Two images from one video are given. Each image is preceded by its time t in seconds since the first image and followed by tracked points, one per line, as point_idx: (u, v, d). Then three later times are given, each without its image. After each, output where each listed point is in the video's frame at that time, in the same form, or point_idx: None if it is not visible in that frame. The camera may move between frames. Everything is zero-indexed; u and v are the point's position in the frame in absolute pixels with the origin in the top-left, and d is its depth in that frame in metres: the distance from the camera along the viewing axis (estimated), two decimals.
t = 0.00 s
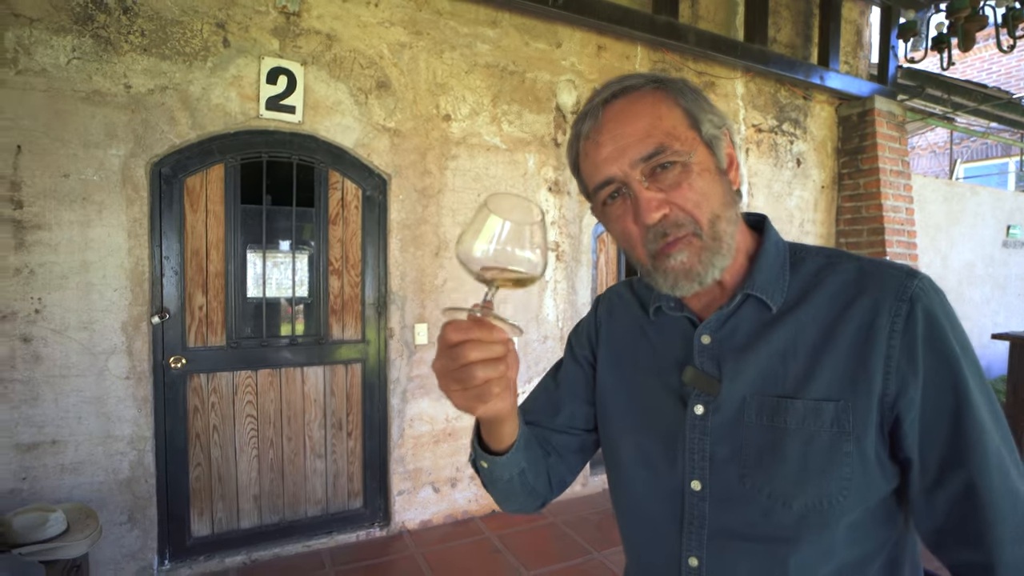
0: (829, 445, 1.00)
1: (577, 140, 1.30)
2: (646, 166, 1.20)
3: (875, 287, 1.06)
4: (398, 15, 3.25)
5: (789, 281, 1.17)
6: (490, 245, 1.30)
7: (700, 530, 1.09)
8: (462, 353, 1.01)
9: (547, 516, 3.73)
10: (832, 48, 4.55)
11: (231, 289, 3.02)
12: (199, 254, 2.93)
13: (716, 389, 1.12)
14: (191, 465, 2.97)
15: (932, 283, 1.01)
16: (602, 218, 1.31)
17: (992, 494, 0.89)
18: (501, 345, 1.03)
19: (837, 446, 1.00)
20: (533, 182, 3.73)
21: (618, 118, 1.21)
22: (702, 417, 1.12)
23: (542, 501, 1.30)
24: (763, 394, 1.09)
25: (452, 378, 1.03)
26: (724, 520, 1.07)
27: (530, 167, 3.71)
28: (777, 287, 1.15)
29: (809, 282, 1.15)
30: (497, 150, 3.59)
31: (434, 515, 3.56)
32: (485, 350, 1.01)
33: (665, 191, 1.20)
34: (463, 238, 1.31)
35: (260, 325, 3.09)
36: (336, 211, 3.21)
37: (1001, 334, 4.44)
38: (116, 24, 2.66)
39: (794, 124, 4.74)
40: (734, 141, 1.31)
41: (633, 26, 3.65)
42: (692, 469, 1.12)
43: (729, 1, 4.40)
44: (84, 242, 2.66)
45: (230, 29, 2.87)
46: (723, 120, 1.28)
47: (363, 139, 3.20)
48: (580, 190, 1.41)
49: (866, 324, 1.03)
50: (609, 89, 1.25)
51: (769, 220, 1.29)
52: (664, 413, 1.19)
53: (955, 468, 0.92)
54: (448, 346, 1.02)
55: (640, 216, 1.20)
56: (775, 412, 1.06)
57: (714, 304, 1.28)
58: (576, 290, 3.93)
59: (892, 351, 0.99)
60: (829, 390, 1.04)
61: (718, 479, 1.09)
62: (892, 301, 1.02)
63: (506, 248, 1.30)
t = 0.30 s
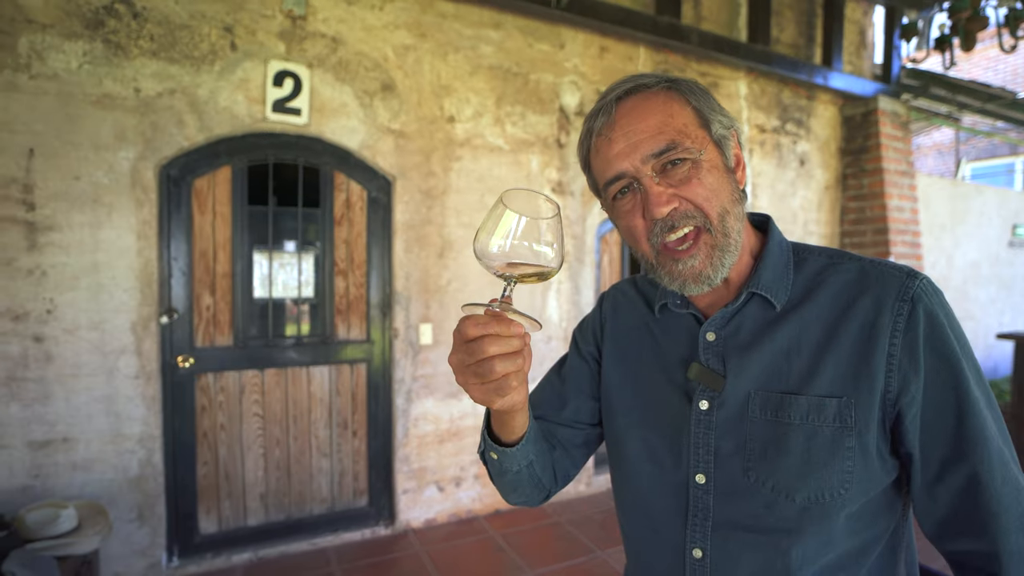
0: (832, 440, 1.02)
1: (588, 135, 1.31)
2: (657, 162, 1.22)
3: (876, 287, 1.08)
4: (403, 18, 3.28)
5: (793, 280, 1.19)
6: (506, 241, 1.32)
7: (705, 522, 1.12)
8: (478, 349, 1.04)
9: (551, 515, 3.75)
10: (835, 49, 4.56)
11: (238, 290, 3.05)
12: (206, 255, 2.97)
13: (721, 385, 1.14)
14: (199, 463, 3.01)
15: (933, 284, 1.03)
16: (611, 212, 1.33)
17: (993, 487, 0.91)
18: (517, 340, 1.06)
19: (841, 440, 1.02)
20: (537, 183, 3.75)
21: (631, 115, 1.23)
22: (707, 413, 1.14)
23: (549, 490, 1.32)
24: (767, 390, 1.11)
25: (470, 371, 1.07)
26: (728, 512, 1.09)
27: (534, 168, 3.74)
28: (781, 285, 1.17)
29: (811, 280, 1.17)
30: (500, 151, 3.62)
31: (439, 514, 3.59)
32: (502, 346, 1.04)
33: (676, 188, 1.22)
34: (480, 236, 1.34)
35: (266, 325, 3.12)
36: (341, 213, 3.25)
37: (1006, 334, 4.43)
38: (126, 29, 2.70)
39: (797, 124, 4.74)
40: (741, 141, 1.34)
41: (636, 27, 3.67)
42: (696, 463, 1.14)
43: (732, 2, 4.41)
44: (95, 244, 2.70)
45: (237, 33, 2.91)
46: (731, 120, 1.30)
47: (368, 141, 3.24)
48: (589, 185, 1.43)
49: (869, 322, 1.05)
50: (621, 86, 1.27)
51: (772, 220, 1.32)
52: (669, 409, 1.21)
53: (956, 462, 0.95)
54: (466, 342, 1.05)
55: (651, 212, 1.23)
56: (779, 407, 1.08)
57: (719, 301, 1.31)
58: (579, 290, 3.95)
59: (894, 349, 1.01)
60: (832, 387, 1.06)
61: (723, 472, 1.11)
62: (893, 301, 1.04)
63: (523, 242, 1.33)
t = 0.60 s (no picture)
0: (838, 434, 1.06)
1: (604, 142, 1.35)
2: (671, 169, 1.26)
3: (879, 287, 1.11)
4: (405, 22, 3.32)
5: (800, 282, 1.23)
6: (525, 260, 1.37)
7: (717, 514, 1.15)
8: (507, 369, 1.08)
9: (551, 514, 3.78)
10: (834, 52, 4.60)
11: (242, 290, 3.10)
12: (212, 256, 3.01)
13: (730, 383, 1.18)
14: (204, 462, 3.05)
15: (932, 284, 1.07)
16: (625, 217, 1.37)
17: (988, 478, 0.93)
18: (542, 354, 1.10)
19: (846, 435, 1.05)
20: (538, 185, 3.79)
21: (646, 123, 1.27)
22: (718, 410, 1.18)
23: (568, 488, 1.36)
24: (775, 387, 1.15)
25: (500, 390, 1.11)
26: (740, 505, 1.12)
27: (535, 170, 3.78)
28: (788, 287, 1.22)
29: (817, 282, 1.21)
30: (501, 153, 3.66)
31: (441, 512, 3.62)
32: (528, 362, 1.08)
33: (689, 194, 1.26)
34: (499, 259, 1.39)
35: (270, 325, 3.17)
36: (344, 214, 3.29)
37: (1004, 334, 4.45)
38: (134, 34, 2.75)
39: (797, 126, 4.77)
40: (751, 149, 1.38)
41: (635, 31, 3.71)
42: (708, 458, 1.17)
43: (731, 6, 4.45)
44: (102, 245, 2.75)
45: (243, 38, 2.95)
46: (742, 129, 1.34)
47: (371, 143, 3.28)
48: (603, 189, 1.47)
49: (872, 320, 1.09)
50: (637, 95, 1.31)
51: (779, 224, 1.36)
52: (681, 406, 1.25)
53: (954, 454, 0.97)
54: (492, 362, 1.09)
55: (665, 218, 1.27)
56: (786, 404, 1.12)
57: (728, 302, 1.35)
58: (580, 291, 3.99)
59: (895, 346, 1.04)
60: (837, 383, 1.09)
61: (734, 466, 1.15)
62: (895, 300, 1.08)
63: (542, 261, 1.38)
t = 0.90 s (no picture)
0: (822, 422, 1.09)
1: (612, 142, 1.40)
2: (674, 169, 1.30)
3: (869, 283, 1.13)
4: (406, 25, 3.37)
5: (797, 277, 1.26)
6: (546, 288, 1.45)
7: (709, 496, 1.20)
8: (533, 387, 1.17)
9: (550, 510, 3.83)
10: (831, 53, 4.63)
11: (245, 289, 3.15)
12: (215, 255, 3.06)
13: (727, 372, 1.22)
14: (208, 457, 3.10)
15: (923, 282, 1.08)
16: (631, 213, 1.42)
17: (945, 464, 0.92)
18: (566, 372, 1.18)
19: (829, 422, 1.08)
20: (536, 186, 3.84)
21: (652, 125, 1.31)
22: (715, 398, 1.23)
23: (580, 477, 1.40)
24: (768, 376, 1.19)
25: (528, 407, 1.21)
26: (731, 487, 1.18)
27: (534, 171, 3.82)
28: (785, 283, 1.25)
29: (813, 279, 1.23)
30: (501, 154, 3.71)
31: (440, 508, 3.67)
32: (552, 381, 1.16)
33: (691, 192, 1.30)
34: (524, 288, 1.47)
35: (273, 323, 3.22)
36: (346, 214, 3.34)
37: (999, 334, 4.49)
38: (139, 37, 2.80)
39: (794, 127, 4.81)
40: (753, 151, 1.42)
41: (634, 33, 3.76)
42: (705, 443, 1.23)
43: (729, 8, 4.49)
44: (108, 244, 2.80)
45: (246, 41, 3.00)
46: (744, 132, 1.38)
47: (372, 144, 3.33)
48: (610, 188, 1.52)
49: (859, 313, 1.11)
50: (644, 98, 1.35)
51: (778, 222, 1.38)
52: (681, 395, 1.30)
53: (918, 442, 0.97)
54: (517, 379, 1.18)
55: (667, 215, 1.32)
56: (777, 392, 1.16)
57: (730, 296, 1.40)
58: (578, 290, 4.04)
59: (878, 337, 1.06)
60: (825, 373, 1.12)
61: (728, 452, 1.19)
62: (882, 295, 1.09)
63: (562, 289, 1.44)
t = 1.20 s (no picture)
0: (782, 403, 1.13)
1: (595, 141, 1.44)
2: (653, 166, 1.35)
3: (822, 274, 1.18)
4: (408, 29, 3.42)
5: (761, 271, 1.29)
6: (576, 366, 1.29)
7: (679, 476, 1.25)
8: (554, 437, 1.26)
9: (550, 508, 3.87)
10: (830, 55, 4.67)
11: (251, 289, 3.20)
12: (221, 255, 3.11)
13: (695, 359, 1.26)
14: (214, 454, 3.15)
15: (873, 274, 1.13)
16: (612, 208, 1.46)
17: (877, 435, 1.01)
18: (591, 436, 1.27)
19: (787, 403, 1.13)
20: (537, 187, 3.89)
21: (634, 124, 1.36)
22: (684, 383, 1.27)
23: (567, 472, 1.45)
24: (732, 361, 1.22)
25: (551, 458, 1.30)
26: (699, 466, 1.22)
27: (534, 172, 3.87)
28: (751, 274, 1.28)
29: (778, 271, 1.26)
30: (502, 156, 3.76)
31: (442, 505, 3.71)
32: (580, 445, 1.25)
33: (669, 188, 1.35)
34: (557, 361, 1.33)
35: (278, 322, 3.27)
36: (349, 215, 3.39)
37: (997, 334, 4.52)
38: (147, 42, 2.86)
39: (793, 129, 4.85)
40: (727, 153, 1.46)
41: (633, 36, 3.81)
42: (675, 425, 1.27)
43: (728, 11, 4.53)
44: (117, 245, 2.86)
45: (252, 45, 3.06)
46: (720, 135, 1.43)
47: (375, 146, 3.38)
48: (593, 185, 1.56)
49: (813, 302, 1.16)
50: (628, 99, 1.39)
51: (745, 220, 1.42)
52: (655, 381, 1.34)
53: (856, 418, 1.04)
54: (543, 426, 1.29)
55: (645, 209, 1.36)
56: (740, 377, 1.20)
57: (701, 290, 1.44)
58: (579, 290, 4.08)
59: (830, 323, 1.11)
60: (784, 358, 1.16)
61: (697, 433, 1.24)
62: (835, 284, 1.14)
63: (592, 369, 1.27)
